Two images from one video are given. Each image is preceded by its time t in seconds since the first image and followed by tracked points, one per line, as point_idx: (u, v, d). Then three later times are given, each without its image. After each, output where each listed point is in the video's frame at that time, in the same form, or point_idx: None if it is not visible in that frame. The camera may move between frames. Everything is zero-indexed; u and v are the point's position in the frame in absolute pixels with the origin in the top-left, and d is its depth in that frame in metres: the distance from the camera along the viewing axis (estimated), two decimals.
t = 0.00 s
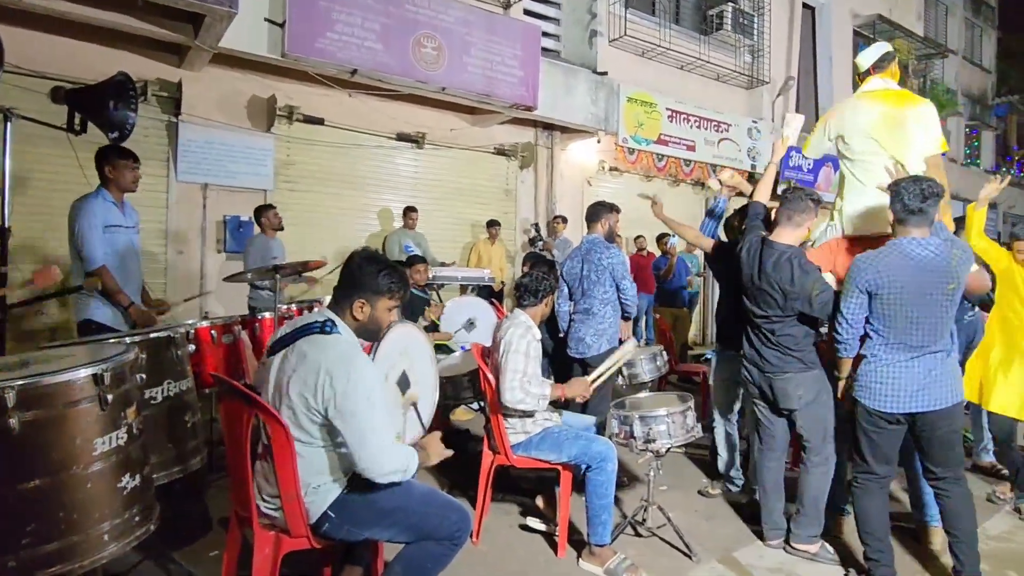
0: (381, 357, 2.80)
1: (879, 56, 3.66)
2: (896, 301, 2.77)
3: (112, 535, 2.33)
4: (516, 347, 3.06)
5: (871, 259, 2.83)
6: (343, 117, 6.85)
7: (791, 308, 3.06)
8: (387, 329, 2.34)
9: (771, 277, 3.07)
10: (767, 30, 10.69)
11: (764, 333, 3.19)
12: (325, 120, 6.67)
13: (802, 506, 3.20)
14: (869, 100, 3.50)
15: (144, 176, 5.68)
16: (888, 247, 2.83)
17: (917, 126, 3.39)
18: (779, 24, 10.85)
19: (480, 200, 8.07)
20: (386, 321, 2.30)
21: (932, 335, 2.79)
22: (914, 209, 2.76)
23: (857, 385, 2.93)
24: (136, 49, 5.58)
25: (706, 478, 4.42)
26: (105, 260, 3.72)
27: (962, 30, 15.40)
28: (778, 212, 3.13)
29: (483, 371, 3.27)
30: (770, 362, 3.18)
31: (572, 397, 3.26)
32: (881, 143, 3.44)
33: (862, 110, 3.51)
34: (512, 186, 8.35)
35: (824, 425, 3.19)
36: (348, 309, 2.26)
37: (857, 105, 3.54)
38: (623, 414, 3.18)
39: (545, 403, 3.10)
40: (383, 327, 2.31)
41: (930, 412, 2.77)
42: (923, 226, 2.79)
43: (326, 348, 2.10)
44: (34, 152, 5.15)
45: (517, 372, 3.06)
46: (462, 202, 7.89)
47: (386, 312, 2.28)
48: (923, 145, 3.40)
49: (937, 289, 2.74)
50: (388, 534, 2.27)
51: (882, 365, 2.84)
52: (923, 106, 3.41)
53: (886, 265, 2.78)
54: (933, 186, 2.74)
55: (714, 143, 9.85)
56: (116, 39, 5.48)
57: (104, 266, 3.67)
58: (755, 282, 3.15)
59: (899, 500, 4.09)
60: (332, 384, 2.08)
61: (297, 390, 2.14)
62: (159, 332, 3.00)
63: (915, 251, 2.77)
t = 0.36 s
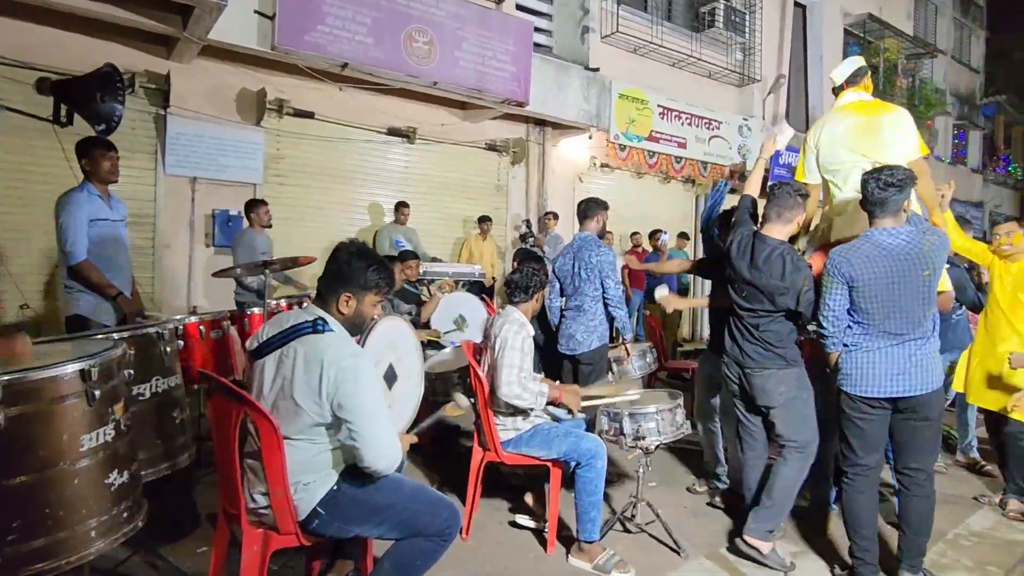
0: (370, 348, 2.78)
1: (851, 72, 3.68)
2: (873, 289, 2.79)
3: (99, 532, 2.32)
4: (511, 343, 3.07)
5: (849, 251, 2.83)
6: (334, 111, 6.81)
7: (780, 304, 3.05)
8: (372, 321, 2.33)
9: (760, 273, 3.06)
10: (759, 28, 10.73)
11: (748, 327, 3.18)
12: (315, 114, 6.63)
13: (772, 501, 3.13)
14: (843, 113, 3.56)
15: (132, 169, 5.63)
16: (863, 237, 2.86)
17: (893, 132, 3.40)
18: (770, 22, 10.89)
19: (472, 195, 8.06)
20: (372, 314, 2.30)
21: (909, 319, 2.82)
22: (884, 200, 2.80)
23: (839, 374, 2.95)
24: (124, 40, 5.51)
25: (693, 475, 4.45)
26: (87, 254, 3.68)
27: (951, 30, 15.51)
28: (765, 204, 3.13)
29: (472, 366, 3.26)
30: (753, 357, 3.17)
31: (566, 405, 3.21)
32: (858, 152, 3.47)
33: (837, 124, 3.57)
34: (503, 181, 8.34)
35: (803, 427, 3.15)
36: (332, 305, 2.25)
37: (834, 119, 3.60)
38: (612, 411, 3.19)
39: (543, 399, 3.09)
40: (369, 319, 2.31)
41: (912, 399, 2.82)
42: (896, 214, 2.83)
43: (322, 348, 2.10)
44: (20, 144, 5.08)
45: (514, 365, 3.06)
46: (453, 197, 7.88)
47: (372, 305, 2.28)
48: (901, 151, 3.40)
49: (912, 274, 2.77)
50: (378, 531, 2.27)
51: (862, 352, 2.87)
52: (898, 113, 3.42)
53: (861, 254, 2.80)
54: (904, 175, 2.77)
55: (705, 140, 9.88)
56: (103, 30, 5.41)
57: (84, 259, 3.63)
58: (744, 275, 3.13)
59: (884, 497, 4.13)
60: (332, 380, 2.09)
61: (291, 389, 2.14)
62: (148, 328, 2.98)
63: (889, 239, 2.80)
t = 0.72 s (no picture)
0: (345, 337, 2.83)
1: (829, 64, 3.73)
2: (856, 287, 2.82)
3: (75, 529, 2.28)
4: (494, 339, 3.06)
5: (835, 250, 2.86)
6: (318, 104, 6.75)
7: (758, 304, 3.06)
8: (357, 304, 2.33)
9: (741, 273, 3.06)
10: (745, 25, 10.78)
11: (724, 330, 3.16)
12: (299, 106, 6.56)
13: (734, 511, 3.15)
14: (826, 107, 3.59)
15: (111, 160, 5.54)
16: (849, 236, 2.88)
17: (878, 120, 3.44)
18: (756, 19, 10.94)
19: (458, 190, 8.03)
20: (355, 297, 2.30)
21: (894, 318, 2.84)
22: (875, 199, 2.81)
23: (826, 373, 2.97)
24: (103, 29, 5.41)
25: (677, 469, 4.48)
26: (68, 248, 3.63)
27: (934, 29, 15.68)
28: (737, 207, 3.15)
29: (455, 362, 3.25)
30: (729, 363, 3.14)
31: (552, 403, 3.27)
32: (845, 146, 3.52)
33: (821, 118, 3.60)
34: (489, 176, 8.32)
35: (771, 435, 3.16)
36: (314, 299, 2.22)
37: (817, 113, 3.63)
38: (596, 406, 3.19)
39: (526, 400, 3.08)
40: (354, 303, 2.31)
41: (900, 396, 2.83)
42: (886, 215, 2.85)
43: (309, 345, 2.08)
44: None
45: (498, 361, 3.06)
46: (439, 192, 7.84)
47: (351, 289, 2.26)
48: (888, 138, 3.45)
49: (895, 273, 2.79)
50: (358, 526, 2.26)
51: (848, 350, 2.90)
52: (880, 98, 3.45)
53: (849, 254, 2.82)
54: (896, 176, 2.80)
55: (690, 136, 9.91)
56: (81, 18, 5.30)
57: (66, 252, 3.58)
58: (723, 276, 3.14)
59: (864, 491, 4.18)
60: (323, 375, 2.07)
61: (278, 387, 2.11)
62: (125, 322, 2.94)
63: (875, 238, 2.82)
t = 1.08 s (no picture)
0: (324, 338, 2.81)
1: (817, 58, 3.77)
2: (871, 289, 2.80)
3: (48, 526, 2.25)
4: (475, 338, 3.05)
5: (852, 252, 2.85)
6: (302, 97, 6.68)
7: (720, 291, 3.07)
8: (327, 290, 2.30)
9: (703, 261, 3.08)
10: (730, 23, 10.83)
11: (688, 320, 3.17)
12: (282, 100, 6.50)
13: (705, 500, 3.18)
14: (813, 97, 3.62)
15: (89, 153, 5.45)
16: (869, 238, 2.86)
17: (862, 110, 3.54)
18: (741, 16, 11.00)
19: (442, 185, 8.00)
20: (324, 282, 2.26)
21: (906, 326, 2.80)
22: (898, 202, 2.80)
23: (835, 377, 2.96)
24: (81, 20, 5.31)
25: (659, 464, 4.50)
26: (44, 242, 3.59)
27: (916, 28, 15.85)
28: (691, 202, 3.15)
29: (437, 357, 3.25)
30: (694, 351, 3.16)
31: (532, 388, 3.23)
32: (834, 133, 3.51)
33: (809, 108, 3.61)
34: (475, 171, 8.30)
35: (735, 422, 3.16)
36: (282, 292, 2.20)
37: (804, 104, 3.64)
38: (579, 401, 3.20)
39: (507, 393, 3.11)
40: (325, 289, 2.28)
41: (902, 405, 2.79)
42: (909, 218, 2.82)
43: (277, 344, 2.05)
44: None
45: (478, 361, 3.06)
46: (424, 187, 7.81)
47: (317, 274, 2.23)
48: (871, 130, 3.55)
49: (912, 278, 2.76)
50: (338, 523, 2.25)
51: (856, 356, 2.87)
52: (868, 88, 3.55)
53: (864, 255, 2.82)
54: (923, 180, 2.77)
55: (675, 133, 9.92)
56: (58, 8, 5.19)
57: (41, 247, 3.54)
58: (686, 268, 3.16)
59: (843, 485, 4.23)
60: (292, 376, 2.03)
61: (250, 389, 2.09)
62: (100, 317, 2.90)
63: (895, 241, 2.79)
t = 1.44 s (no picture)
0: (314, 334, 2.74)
1: (796, 51, 3.79)
2: (864, 271, 2.81)
3: (30, 524, 2.24)
4: (465, 331, 3.05)
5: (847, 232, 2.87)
6: (293, 92, 6.64)
7: (696, 286, 3.07)
8: (303, 281, 2.29)
9: (681, 255, 3.09)
10: (723, 17, 10.82)
11: (667, 312, 3.18)
12: (273, 94, 6.46)
13: (698, 487, 3.27)
14: (792, 93, 3.60)
15: (77, 148, 5.41)
16: (868, 221, 2.86)
17: (841, 107, 3.54)
18: (734, 11, 10.99)
19: (435, 180, 7.98)
20: (297, 277, 2.25)
21: (901, 311, 2.80)
22: (897, 188, 2.79)
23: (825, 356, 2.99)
24: (68, 14, 5.25)
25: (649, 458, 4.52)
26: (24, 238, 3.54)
27: (908, 23, 15.88)
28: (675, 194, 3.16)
29: (427, 355, 3.25)
30: (673, 343, 3.16)
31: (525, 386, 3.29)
32: (813, 130, 3.52)
33: (788, 103, 3.60)
34: (467, 166, 8.28)
35: (715, 412, 3.18)
36: (252, 281, 2.20)
37: (783, 98, 3.63)
38: (568, 397, 3.20)
39: (502, 385, 3.10)
40: (298, 284, 2.27)
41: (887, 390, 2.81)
42: (908, 205, 2.81)
43: (255, 330, 2.06)
44: None
45: (469, 353, 3.06)
46: (416, 182, 7.79)
47: (291, 266, 2.22)
48: (848, 129, 3.56)
49: (906, 263, 2.76)
50: (326, 519, 2.25)
51: (848, 337, 2.89)
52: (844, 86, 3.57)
53: (863, 238, 2.81)
54: (921, 168, 2.77)
55: (668, 128, 9.92)
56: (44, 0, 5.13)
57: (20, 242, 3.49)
58: (666, 260, 3.17)
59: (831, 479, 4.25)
60: (269, 359, 2.05)
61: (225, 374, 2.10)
62: (83, 314, 2.88)
63: (893, 227, 2.79)
